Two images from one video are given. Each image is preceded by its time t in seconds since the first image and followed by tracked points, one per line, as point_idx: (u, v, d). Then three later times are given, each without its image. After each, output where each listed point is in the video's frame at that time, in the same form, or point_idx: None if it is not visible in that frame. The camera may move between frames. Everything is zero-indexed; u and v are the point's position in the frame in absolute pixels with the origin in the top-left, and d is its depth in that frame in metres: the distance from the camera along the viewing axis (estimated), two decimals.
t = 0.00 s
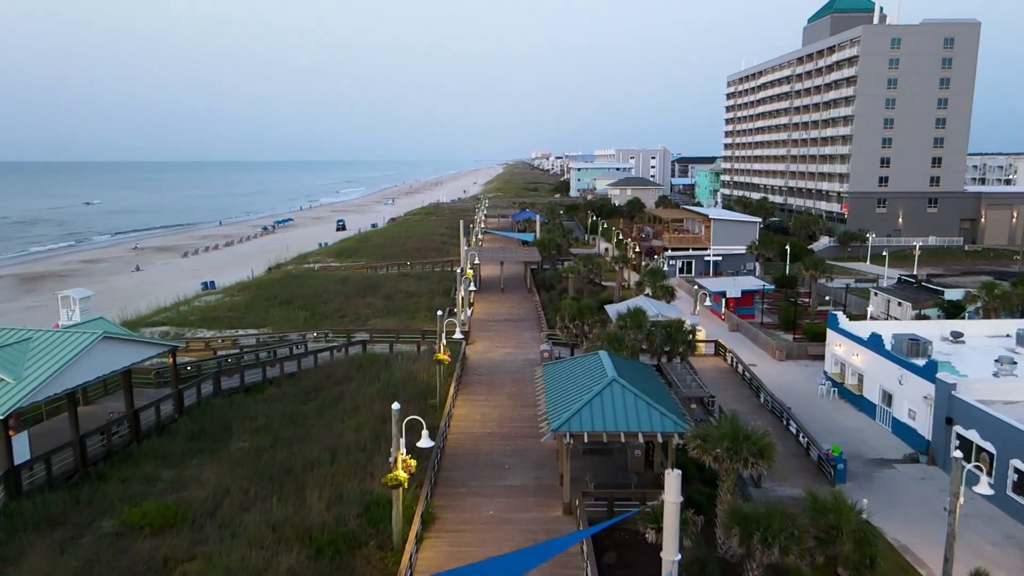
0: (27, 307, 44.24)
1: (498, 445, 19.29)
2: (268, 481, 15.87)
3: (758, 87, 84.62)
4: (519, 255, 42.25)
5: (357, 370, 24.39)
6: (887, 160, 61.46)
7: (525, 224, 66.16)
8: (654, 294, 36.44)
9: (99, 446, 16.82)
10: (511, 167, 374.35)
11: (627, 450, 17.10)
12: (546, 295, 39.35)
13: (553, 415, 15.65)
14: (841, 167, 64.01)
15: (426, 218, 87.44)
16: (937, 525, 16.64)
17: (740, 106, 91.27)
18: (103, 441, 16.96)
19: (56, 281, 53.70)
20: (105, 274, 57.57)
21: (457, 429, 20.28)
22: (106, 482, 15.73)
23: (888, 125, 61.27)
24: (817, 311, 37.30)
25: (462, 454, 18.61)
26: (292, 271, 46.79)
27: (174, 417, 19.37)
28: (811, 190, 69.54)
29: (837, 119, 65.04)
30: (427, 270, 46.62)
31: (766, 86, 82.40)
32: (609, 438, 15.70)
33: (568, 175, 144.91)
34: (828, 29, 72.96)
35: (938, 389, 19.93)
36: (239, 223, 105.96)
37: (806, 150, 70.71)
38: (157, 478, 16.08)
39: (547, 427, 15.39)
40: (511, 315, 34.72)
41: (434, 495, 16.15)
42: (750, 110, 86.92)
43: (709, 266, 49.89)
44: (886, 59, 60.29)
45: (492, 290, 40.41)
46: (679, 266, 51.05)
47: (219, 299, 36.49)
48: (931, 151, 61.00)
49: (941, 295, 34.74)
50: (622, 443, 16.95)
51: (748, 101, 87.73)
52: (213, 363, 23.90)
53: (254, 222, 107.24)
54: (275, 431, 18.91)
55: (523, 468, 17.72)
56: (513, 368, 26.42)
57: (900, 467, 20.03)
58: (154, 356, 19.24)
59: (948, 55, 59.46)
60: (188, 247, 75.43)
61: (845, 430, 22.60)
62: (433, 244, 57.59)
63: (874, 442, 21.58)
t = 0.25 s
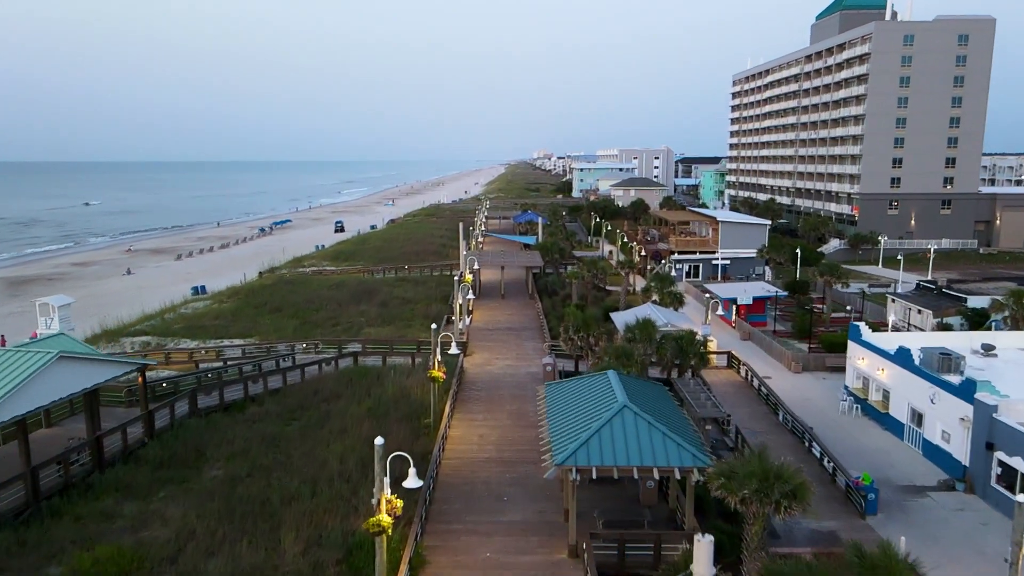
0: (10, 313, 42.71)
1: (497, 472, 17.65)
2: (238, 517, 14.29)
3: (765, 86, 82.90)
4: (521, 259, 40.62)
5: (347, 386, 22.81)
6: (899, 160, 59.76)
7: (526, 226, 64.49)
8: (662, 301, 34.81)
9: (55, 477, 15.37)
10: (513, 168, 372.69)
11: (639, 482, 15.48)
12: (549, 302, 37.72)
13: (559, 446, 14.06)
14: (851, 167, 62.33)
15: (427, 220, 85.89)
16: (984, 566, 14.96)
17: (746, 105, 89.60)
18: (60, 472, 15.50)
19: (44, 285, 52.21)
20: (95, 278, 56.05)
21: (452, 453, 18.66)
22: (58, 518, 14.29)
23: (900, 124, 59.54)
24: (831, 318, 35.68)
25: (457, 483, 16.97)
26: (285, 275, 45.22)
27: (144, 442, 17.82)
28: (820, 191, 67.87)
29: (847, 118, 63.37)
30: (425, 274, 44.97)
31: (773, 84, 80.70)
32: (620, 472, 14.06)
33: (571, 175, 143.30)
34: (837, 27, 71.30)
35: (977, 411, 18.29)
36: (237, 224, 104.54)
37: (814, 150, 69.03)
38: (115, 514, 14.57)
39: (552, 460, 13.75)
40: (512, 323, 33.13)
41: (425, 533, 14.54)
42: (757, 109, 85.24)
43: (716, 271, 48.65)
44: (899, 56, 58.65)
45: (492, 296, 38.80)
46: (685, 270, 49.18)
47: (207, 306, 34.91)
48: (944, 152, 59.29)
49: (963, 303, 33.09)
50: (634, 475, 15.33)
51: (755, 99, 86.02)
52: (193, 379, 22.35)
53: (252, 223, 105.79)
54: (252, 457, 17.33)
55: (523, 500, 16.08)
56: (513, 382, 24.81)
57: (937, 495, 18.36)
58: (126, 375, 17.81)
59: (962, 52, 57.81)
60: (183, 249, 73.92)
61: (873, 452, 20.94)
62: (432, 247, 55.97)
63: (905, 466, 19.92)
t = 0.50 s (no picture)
0: None
1: (496, 504, 15.99)
2: (203, 565, 12.61)
3: (772, 85, 81.29)
4: (522, 264, 38.98)
5: (334, 404, 21.16)
6: (912, 161, 58.04)
7: (528, 228, 62.80)
8: (670, 310, 33.18)
9: (2, 515, 13.65)
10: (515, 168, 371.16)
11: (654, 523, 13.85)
12: (551, 310, 36.07)
13: (565, 485, 12.37)
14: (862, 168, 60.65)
15: (427, 221, 84.32)
16: None
17: (752, 105, 87.98)
18: (8, 509, 13.78)
19: (31, 290, 50.66)
20: (84, 281, 54.50)
21: (447, 482, 17.01)
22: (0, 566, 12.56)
23: (914, 124, 57.82)
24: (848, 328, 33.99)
25: (451, 518, 15.29)
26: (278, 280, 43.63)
27: (106, 472, 16.17)
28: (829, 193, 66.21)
29: (858, 118, 61.66)
30: (422, 279, 43.37)
31: (780, 83, 79.09)
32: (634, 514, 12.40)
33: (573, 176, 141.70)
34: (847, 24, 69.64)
35: None
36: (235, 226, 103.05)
37: (823, 151, 67.39)
38: (66, 560, 12.87)
39: (557, 503, 12.08)
40: (513, 332, 31.50)
41: None
42: (763, 109, 83.62)
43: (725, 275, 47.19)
44: (912, 53, 57.01)
45: (492, 303, 37.19)
46: (693, 274, 47.74)
47: (193, 314, 33.33)
48: (959, 152, 57.57)
49: (989, 312, 31.39)
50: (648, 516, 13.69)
51: (761, 99, 84.42)
52: (167, 397, 20.67)
53: (249, 225, 104.30)
54: (226, 490, 15.65)
55: (525, 539, 14.45)
56: (514, 399, 23.16)
57: (980, 529, 16.69)
58: (92, 397, 16.27)
59: (977, 50, 56.18)
60: (178, 252, 72.38)
61: (904, 478, 19.28)
62: (431, 250, 54.38)
63: (940, 496, 18.25)
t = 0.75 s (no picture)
0: None
1: (494, 545, 14.33)
2: None
3: (779, 83, 79.59)
4: (523, 269, 37.35)
5: (320, 426, 19.49)
6: (925, 162, 56.32)
7: (530, 230, 61.17)
8: (679, 318, 31.49)
9: None
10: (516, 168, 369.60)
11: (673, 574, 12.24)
12: (554, 318, 34.41)
13: (573, 537, 10.68)
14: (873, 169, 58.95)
15: (426, 223, 82.76)
16: None
17: (758, 104, 86.31)
18: None
19: (17, 294, 49.09)
20: (72, 285, 52.94)
21: (441, 518, 15.35)
22: None
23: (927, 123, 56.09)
24: (867, 338, 32.19)
25: (444, 563, 13.63)
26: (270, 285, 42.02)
27: (60, 507, 14.57)
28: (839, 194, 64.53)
29: (869, 117, 59.94)
30: (420, 285, 41.74)
31: (787, 81, 77.39)
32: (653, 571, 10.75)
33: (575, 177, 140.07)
34: (856, 21, 67.97)
35: None
36: (232, 227, 101.55)
37: (833, 151, 65.71)
38: None
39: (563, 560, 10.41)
40: (514, 343, 29.83)
41: None
42: (770, 108, 81.91)
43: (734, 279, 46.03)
44: (925, 51, 55.34)
45: (492, 310, 35.55)
46: (701, 279, 46.66)
47: (178, 323, 31.70)
48: (973, 152, 55.86)
49: (1016, 321, 29.64)
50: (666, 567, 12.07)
51: (767, 98, 82.70)
52: (138, 419, 18.99)
53: (247, 226, 102.78)
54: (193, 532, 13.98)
55: None
56: (515, 419, 21.49)
57: None
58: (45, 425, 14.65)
59: (993, 47, 54.49)
60: (172, 254, 70.79)
61: (941, 509, 17.61)
62: (430, 254, 52.77)
63: (983, 531, 16.58)
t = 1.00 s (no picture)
0: None
1: None
2: None
3: (785, 82, 77.97)
4: (524, 275, 35.74)
5: (302, 452, 17.83)
6: (938, 162, 54.67)
7: (530, 233, 59.60)
8: (687, 327, 29.89)
9: None
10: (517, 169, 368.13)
11: None
12: (555, 327, 32.80)
13: None
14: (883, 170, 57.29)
15: (425, 224, 81.21)
16: None
17: (763, 104, 84.76)
18: None
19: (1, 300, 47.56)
20: (58, 290, 51.33)
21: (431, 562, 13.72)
22: None
23: (940, 123, 54.46)
24: (886, 348, 30.50)
25: None
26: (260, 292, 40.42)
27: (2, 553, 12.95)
28: (848, 195, 62.91)
29: (879, 116, 58.32)
30: (417, 291, 40.13)
31: (794, 80, 75.88)
32: None
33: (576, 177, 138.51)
34: (865, 18, 66.44)
35: None
36: (228, 229, 100.04)
37: (841, 151, 64.09)
38: None
39: None
40: (513, 354, 28.21)
41: None
42: (776, 108, 80.30)
43: (743, 283, 44.54)
44: (938, 48, 53.79)
45: (491, 318, 33.95)
46: (707, 283, 45.00)
47: (160, 332, 30.13)
48: (987, 152, 54.22)
49: None
50: None
51: (773, 97, 81.05)
52: (103, 444, 17.32)
53: (244, 227, 101.19)
54: None
55: None
56: (514, 441, 19.86)
57: None
58: None
59: (1008, 45, 52.98)
60: (164, 257, 69.26)
61: (984, 547, 15.96)
62: (427, 258, 51.18)
63: None
